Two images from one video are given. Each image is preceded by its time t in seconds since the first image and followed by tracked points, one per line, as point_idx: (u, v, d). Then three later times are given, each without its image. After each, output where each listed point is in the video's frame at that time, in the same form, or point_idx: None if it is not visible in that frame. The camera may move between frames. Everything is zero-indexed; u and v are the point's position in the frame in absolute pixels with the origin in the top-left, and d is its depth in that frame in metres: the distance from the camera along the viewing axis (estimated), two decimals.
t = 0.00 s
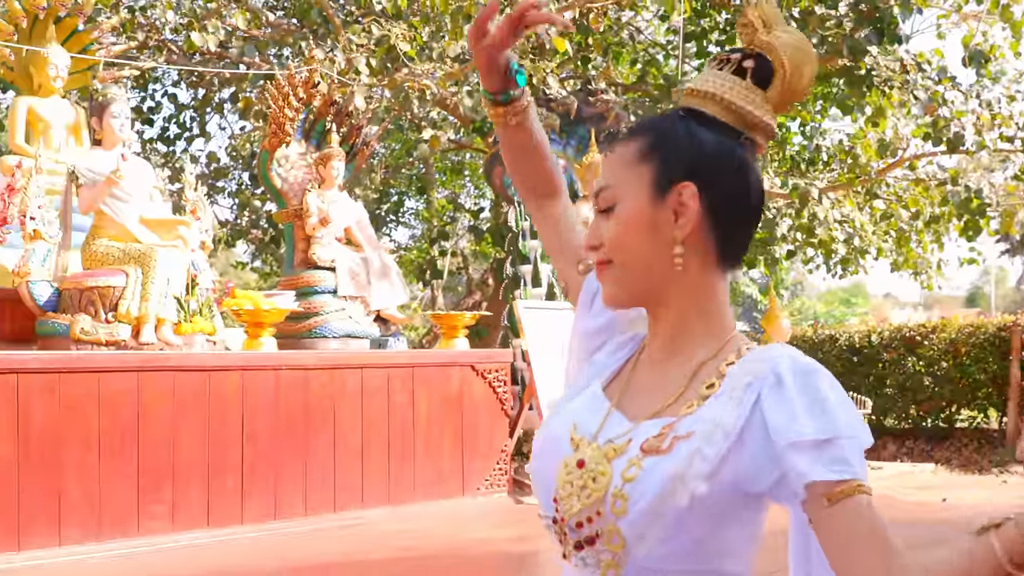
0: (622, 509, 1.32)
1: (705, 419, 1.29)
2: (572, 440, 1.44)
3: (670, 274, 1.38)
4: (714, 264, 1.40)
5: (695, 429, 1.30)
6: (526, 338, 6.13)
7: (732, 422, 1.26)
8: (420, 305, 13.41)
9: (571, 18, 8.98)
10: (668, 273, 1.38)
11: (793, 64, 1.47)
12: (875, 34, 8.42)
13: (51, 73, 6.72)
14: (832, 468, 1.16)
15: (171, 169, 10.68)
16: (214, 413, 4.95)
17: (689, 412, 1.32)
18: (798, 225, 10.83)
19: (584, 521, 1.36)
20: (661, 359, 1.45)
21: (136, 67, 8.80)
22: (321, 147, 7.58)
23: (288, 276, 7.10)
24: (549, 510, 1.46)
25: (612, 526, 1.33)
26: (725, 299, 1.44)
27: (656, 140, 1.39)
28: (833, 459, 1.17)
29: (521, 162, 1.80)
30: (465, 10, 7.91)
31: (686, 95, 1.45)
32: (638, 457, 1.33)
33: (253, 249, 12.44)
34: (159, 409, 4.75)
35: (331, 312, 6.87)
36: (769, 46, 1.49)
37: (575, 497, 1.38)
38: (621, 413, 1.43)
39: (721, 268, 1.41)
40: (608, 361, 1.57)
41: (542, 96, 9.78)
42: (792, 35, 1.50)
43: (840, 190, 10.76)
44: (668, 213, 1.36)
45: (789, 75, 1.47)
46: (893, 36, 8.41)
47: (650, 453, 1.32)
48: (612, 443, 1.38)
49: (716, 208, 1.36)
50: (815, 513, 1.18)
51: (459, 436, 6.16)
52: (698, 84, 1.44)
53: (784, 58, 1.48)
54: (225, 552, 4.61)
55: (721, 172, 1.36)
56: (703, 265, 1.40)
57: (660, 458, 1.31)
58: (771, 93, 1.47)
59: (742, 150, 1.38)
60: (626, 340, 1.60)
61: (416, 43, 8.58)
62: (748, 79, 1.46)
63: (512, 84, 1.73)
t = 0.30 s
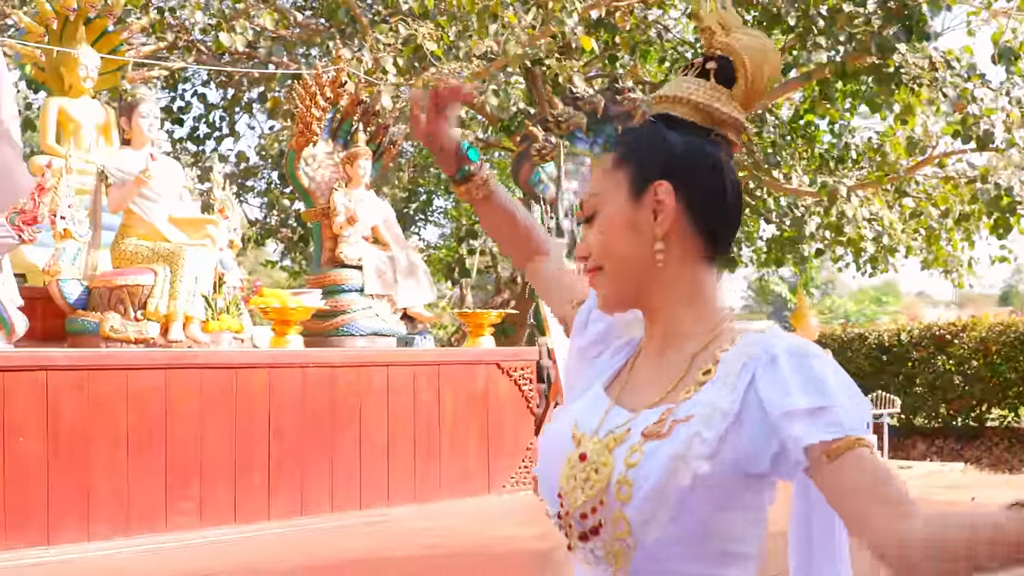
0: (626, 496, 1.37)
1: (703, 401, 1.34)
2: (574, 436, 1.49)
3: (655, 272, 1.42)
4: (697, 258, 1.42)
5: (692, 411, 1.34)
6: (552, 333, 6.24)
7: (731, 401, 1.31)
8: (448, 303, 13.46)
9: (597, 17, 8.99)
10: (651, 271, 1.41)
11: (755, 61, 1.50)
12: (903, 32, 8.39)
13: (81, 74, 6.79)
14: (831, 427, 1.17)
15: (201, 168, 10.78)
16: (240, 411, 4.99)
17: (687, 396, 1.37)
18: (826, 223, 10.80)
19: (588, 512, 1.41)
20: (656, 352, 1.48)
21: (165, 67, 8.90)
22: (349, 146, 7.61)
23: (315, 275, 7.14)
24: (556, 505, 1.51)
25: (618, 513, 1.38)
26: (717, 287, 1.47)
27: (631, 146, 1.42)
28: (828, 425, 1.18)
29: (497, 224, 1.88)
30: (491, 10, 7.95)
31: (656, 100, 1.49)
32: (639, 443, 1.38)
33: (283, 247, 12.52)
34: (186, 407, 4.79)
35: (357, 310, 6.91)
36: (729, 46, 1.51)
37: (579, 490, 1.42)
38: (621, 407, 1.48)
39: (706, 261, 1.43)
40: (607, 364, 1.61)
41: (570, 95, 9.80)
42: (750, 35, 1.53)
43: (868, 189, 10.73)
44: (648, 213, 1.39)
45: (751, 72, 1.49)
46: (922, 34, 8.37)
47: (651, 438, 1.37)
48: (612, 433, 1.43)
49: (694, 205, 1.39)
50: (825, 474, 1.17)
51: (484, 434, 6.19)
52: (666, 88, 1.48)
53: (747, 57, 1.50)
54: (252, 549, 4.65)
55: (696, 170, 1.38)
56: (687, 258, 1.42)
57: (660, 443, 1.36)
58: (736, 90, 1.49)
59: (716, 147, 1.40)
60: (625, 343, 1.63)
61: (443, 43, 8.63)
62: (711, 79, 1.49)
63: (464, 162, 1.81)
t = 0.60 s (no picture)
0: (638, 481, 1.46)
1: (707, 384, 1.46)
2: (582, 434, 1.57)
3: (644, 271, 1.53)
4: (687, 255, 1.54)
5: (696, 394, 1.46)
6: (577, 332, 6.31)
7: (731, 377, 1.43)
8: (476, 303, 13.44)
9: (623, 17, 8.96)
10: (641, 269, 1.53)
11: (729, 63, 1.64)
12: (931, 29, 8.32)
13: (109, 76, 6.83)
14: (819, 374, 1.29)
15: (229, 169, 10.84)
16: (266, 409, 5.04)
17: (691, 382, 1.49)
18: (854, 221, 10.73)
19: (597, 504, 1.50)
20: (656, 350, 1.59)
21: (193, 69, 8.95)
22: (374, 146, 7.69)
23: (341, 274, 7.18)
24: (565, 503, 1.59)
25: (630, 498, 1.48)
26: (712, 282, 1.59)
27: (613, 157, 1.55)
28: (825, 369, 1.29)
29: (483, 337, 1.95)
30: (516, 10, 7.95)
31: (638, 108, 1.62)
32: (649, 429, 1.49)
33: (310, 247, 12.56)
34: (212, 406, 4.84)
35: (382, 310, 6.93)
36: (703, 52, 1.65)
37: (589, 484, 1.51)
38: (627, 404, 1.57)
39: (699, 258, 1.55)
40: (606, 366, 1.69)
41: (596, 94, 9.76)
42: (722, 40, 1.66)
43: (896, 187, 10.64)
44: (634, 214, 1.51)
45: (726, 73, 1.63)
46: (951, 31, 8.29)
47: (659, 423, 1.48)
48: (620, 427, 1.53)
49: (679, 203, 1.51)
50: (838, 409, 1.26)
51: (509, 433, 6.22)
52: (644, 98, 1.61)
53: (720, 60, 1.64)
54: (278, 546, 4.70)
55: (677, 171, 1.50)
56: (677, 254, 1.53)
57: (669, 426, 1.47)
58: (715, 91, 1.63)
59: (695, 149, 1.52)
60: (624, 348, 1.71)
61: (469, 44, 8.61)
62: (686, 84, 1.63)
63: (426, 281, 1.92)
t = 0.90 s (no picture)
0: (652, 469, 1.45)
1: (712, 369, 1.46)
2: (591, 432, 1.57)
3: (642, 272, 1.52)
4: (687, 254, 1.51)
5: (702, 380, 1.47)
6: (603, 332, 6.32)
7: (734, 358, 1.44)
8: (506, 302, 13.44)
9: (650, 16, 8.95)
10: (640, 270, 1.51)
11: (721, 66, 1.61)
12: (962, 26, 8.24)
13: (139, 78, 6.87)
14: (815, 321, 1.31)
15: (259, 170, 10.90)
16: (293, 408, 5.07)
17: (696, 371, 1.49)
18: (885, 220, 10.66)
19: (609, 501, 1.49)
20: (659, 349, 1.58)
21: (223, 70, 9.02)
22: (402, 146, 7.74)
23: (369, 274, 7.20)
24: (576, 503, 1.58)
25: (642, 487, 1.46)
26: (717, 278, 1.56)
27: (611, 160, 1.53)
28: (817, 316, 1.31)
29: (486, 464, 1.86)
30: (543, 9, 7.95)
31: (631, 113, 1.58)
32: (659, 419, 1.48)
33: (340, 246, 12.61)
34: (239, 405, 4.87)
35: (410, 309, 6.97)
36: (694, 56, 1.62)
37: (600, 481, 1.50)
38: (634, 401, 1.57)
39: (700, 257, 1.52)
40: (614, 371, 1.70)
41: (624, 94, 9.74)
42: (713, 45, 1.63)
43: (927, 186, 10.56)
44: (631, 214, 1.50)
45: (718, 76, 1.59)
46: (982, 28, 8.20)
47: (670, 411, 1.47)
48: (630, 421, 1.52)
49: (676, 203, 1.48)
50: (846, 331, 1.26)
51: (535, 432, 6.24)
52: (638, 102, 1.57)
53: (712, 63, 1.61)
54: (304, 544, 4.73)
55: (673, 171, 1.48)
56: (677, 252, 1.51)
57: (680, 414, 1.46)
58: (708, 95, 1.59)
59: (691, 149, 1.50)
60: (628, 350, 1.73)
61: (497, 43, 8.63)
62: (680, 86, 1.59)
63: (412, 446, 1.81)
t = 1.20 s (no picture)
0: (666, 458, 1.49)
1: (719, 355, 1.47)
2: (602, 431, 1.60)
3: (644, 270, 1.55)
4: (689, 251, 1.55)
5: (709, 366, 1.49)
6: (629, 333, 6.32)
7: (738, 343, 1.43)
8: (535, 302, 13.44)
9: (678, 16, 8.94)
10: (641, 268, 1.55)
11: (717, 70, 1.71)
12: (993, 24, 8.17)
13: (168, 79, 6.93)
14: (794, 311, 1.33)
15: (288, 170, 10.96)
16: (319, 408, 5.09)
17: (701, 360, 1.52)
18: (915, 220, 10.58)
19: (627, 494, 1.53)
20: (665, 344, 1.61)
21: (252, 71, 9.09)
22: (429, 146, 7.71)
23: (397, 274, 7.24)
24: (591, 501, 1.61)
25: (658, 476, 1.50)
26: (717, 275, 1.61)
27: (612, 161, 1.57)
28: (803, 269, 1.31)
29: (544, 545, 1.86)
30: (570, 9, 7.94)
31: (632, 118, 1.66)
32: (670, 407, 1.52)
33: (369, 247, 12.65)
34: (266, 404, 4.91)
35: (438, 309, 7.00)
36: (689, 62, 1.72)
37: (618, 477, 1.53)
38: (641, 399, 1.60)
39: (701, 254, 1.56)
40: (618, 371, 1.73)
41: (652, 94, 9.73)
42: (707, 53, 1.73)
43: (958, 184, 10.47)
44: (633, 213, 1.54)
45: (714, 77, 1.69)
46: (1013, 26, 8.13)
47: (679, 399, 1.51)
48: (642, 415, 1.56)
49: (676, 201, 1.53)
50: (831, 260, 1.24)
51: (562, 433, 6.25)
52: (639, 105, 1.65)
53: (709, 66, 1.71)
54: (330, 542, 4.75)
55: (673, 170, 1.53)
56: (678, 249, 1.55)
57: (690, 401, 1.50)
58: (705, 95, 1.69)
59: (690, 149, 1.54)
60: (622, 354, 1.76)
61: (525, 43, 8.65)
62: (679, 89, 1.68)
63: None
